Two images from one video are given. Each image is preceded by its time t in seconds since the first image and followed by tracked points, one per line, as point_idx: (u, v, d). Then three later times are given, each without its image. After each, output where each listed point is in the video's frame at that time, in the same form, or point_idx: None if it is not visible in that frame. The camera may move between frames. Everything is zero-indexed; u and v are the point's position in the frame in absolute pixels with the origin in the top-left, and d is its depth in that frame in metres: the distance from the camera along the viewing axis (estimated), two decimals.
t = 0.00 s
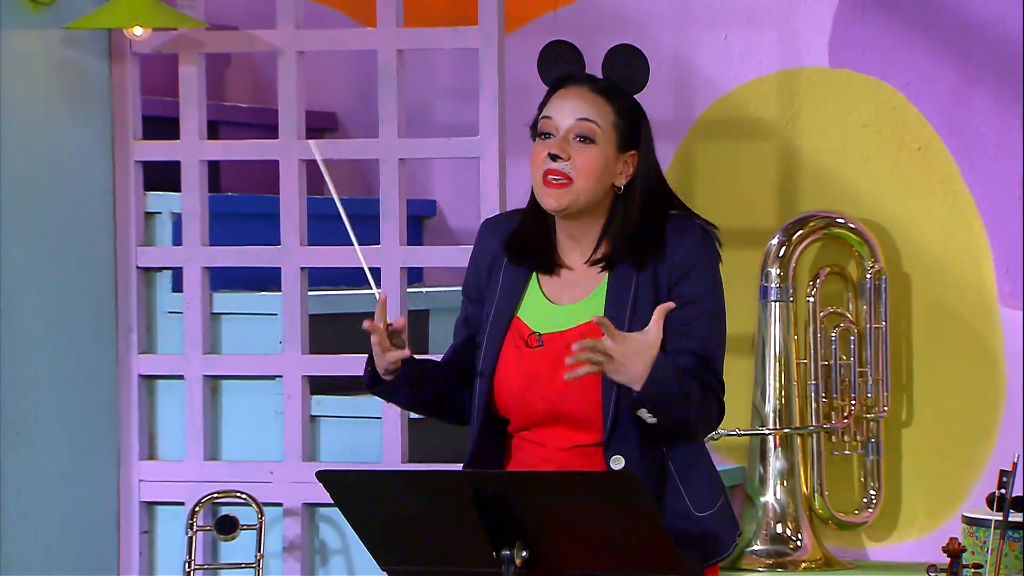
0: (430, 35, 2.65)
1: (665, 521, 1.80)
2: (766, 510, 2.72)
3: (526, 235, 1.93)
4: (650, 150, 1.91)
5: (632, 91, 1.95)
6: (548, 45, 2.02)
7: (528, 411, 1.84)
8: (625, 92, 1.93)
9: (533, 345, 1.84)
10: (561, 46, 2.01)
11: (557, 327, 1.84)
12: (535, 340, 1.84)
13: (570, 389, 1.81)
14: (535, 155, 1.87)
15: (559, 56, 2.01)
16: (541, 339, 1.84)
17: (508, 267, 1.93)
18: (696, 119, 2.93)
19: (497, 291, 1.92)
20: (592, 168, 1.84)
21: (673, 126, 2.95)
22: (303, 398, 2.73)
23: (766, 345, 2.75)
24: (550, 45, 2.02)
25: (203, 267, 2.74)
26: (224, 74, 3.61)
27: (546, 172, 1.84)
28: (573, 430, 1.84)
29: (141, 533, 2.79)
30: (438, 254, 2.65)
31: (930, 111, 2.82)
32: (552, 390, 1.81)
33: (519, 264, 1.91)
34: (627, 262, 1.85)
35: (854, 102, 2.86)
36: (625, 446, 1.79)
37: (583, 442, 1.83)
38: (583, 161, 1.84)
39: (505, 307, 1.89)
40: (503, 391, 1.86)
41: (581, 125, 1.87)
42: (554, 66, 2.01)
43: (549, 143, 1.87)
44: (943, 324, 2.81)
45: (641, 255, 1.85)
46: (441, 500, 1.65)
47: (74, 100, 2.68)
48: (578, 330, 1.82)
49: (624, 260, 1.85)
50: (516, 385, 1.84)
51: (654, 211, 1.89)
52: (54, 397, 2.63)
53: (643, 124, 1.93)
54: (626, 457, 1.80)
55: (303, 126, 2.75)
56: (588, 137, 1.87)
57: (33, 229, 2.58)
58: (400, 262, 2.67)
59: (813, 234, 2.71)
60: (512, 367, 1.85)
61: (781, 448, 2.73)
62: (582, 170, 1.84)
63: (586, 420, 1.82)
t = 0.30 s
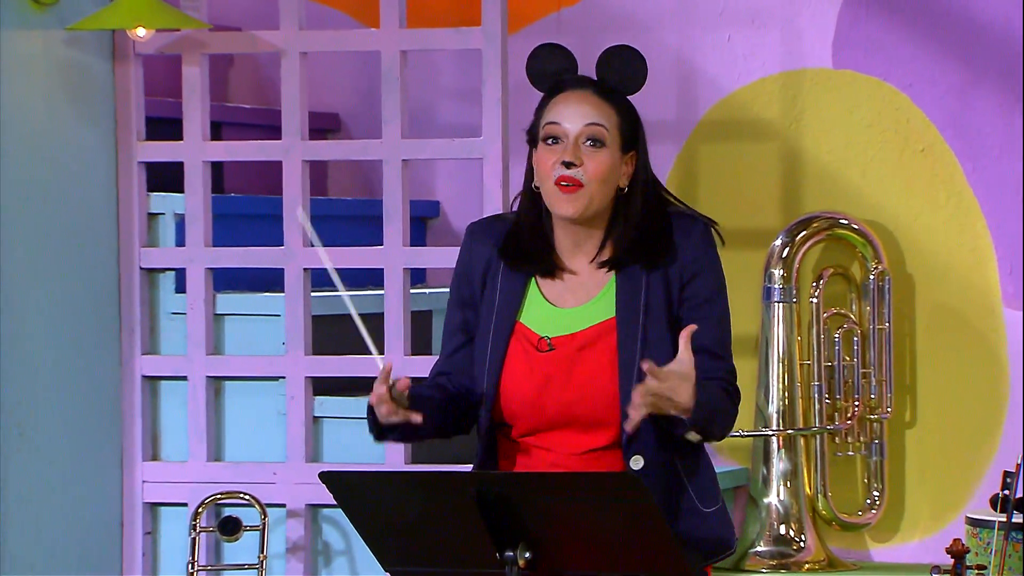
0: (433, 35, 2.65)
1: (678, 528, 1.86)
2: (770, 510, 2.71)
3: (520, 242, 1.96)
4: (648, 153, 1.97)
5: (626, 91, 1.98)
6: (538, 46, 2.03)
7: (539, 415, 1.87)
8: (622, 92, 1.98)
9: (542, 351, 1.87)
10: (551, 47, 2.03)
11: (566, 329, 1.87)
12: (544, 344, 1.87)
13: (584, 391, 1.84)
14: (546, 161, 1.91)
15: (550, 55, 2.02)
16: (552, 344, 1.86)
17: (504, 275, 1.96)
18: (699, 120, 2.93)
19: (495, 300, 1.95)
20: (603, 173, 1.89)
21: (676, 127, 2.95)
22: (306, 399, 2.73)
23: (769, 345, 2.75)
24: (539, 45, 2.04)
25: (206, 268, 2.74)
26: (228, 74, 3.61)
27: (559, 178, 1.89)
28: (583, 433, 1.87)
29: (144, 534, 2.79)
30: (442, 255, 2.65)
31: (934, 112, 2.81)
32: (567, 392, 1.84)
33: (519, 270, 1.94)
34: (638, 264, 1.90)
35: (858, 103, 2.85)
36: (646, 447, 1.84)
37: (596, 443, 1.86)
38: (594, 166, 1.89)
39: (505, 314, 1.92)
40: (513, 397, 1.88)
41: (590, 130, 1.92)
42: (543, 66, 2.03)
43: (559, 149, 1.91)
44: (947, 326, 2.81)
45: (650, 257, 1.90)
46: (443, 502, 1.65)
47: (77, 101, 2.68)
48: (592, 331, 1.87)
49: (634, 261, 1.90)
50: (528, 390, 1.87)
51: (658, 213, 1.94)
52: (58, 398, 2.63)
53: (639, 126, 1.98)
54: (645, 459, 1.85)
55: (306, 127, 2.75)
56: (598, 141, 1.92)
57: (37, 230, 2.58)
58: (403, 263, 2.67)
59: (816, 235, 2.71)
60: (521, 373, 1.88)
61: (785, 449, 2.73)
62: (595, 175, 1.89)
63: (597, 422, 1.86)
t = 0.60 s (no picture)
0: (434, 36, 2.65)
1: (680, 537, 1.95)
2: (771, 511, 2.71)
3: (527, 231, 2.02)
4: (653, 149, 2.08)
5: (631, 85, 2.10)
6: (544, 40, 2.12)
7: (558, 400, 1.93)
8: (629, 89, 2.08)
9: (565, 335, 1.94)
10: (555, 40, 2.11)
11: (587, 316, 1.95)
12: (567, 328, 1.94)
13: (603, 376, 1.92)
14: (564, 152, 1.99)
15: (554, 48, 2.11)
16: (573, 329, 1.93)
17: (512, 261, 2.00)
18: (700, 120, 2.93)
19: (503, 287, 1.99)
20: (620, 164, 1.98)
21: (677, 127, 2.95)
22: (307, 399, 2.73)
23: (770, 345, 2.75)
24: (543, 41, 2.12)
25: (206, 268, 2.74)
26: (229, 75, 3.61)
27: (579, 167, 1.96)
28: (598, 420, 1.94)
29: (146, 534, 2.79)
30: (443, 255, 2.65)
31: (935, 112, 2.81)
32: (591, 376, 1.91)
33: (527, 255, 2.00)
34: (656, 255, 2.00)
35: (858, 103, 2.85)
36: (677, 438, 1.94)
37: (611, 429, 1.93)
38: (611, 159, 1.98)
39: (517, 302, 1.97)
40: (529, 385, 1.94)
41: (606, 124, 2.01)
42: (548, 61, 2.11)
43: (578, 142, 1.99)
44: (948, 326, 2.81)
45: (666, 248, 2.00)
46: (444, 502, 1.65)
47: (78, 101, 2.68)
48: (613, 318, 1.95)
49: (652, 252, 2.00)
50: (548, 375, 1.93)
51: (668, 208, 2.05)
52: (59, 399, 2.63)
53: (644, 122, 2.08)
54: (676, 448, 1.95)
55: (307, 127, 2.75)
56: (613, 135, 2.01)
57: (39, 230, 2.58)
58: (404, 263, 2.67)
59: (817, 236, 2.70)
60: (540, 359, 1.94)
61: (786, 449, 2.72)
62: (612, 168, 1.98)
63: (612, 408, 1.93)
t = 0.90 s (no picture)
0: (434, 36, 2.65)
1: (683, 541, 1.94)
2: (771, 511, 2.71)
3: (524, 230, 2.01)
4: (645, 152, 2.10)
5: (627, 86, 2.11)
6: (542, 39, 2.11)
7: (562, 398, 1.92)
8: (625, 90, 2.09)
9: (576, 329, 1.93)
10: (551, 38, 2.11)
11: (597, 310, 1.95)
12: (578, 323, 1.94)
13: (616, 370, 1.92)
14: (563, 146, 2.00)
15: (551, 47, 2.10)
16: (585, 322, 1.94)
17: (511, 259, 1.99)
18: (700, 120, 2.93)
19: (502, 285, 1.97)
20: (619, 161, 2.00)
21: (677, 127, 2.95)
22: (307, 399, 2.73)
23: (770, 345, 2.74)
24: (540, 39, 2.12)
25: (206, 268, 2.74)
26: (229, 75, 3.61)
27: (579, 159, 1.97)
28: (608, 415, 1.94)
29: (146, 534, 2.79)
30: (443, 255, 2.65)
31: (935, 112, 2.81)
32: (606, 370, 1.91)
33: (524, 251, 1.99)
34: (660, 261, 2.03)
35: (858, 103, 2.85)
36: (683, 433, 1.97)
37: (624, 423, 1.93)
38: (612, 153, 2.00)
39: (519, 300, 1.96)
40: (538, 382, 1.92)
41: (606, 119, 2.02)
42: (543, 61, 2.10)
43: (578, 135, 2.00)
44: (948, 326, 2.81)
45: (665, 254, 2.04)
46: (443, 502, 1.65)
47: (78, 101, 2.67)
48: (622, 314, 1.97)
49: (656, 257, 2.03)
50: (557, 373, 1.92)
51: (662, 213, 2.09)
52: (59, 399, 2.63)
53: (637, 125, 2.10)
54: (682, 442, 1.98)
55: (307, 127, 2.75)
56: (613, 131, 2.02)
57: (39, 230, 2.58)
58: (404, 263, 2.67)
59: (817, 236, 2.70)
60: (552, 353, 1.93)
61: (787, 449, 2.72)
62: (613, 162, 1.99)
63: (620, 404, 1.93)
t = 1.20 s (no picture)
0: (434, 36, 2.65)
1: (684, 544, 1.95)
2: (771, 511, 2.71)
3: (515, 236, 2.03)
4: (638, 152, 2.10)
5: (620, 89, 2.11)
6: (530, 42, 2.13)
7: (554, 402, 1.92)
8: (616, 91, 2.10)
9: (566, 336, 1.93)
10: (539, 41, 2.13)
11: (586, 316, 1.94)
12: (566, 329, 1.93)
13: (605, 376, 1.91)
14: (555, 142, 2.00)
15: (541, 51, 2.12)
16: (574, 329, 1.93)
17: (503, 266, 2.00)
18: (699, 120, 2.93)
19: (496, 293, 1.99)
20: (611, 154, 2.00)
21: (677, 126, 2.95)
22: (307, 399, 2.73)
23: (770, 344, 2.74)
24: (530, 43, 2.13)
25: (206, 268, 2.74)
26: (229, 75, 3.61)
27: (572, 156, 1.97)
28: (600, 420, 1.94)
29: (146, 534, 2.79)
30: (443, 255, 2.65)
31: (935, 112, 2.81)
32: (598, 374, 1.91)
33: (516, 257, 2.00)
34: (652, 260, 2.02)
35: (858, 103, 2.85)
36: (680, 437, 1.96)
37: (617, 427, 1.93)
38: (605, 146, 1.99)
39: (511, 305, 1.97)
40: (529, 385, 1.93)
41: (597, 115, 2.02)
42: (533, 64, 2.12)
43: (570, 131, 2.01)
44: (948, 326, 2.81)
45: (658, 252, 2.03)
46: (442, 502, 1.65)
47: (78, 101, 2.68)
48: (612, 317, 1.96)
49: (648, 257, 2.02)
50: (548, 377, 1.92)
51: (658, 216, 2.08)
52: (60, 398, 2.63)
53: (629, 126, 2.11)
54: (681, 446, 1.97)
55: (307, 127, 2.75)
56: (605, 126, 2.02)
57: (39, 230, 2.58)
58: (404, 263, 2.67)
59: (817, 236, 2.70)
60: (541, 360, 1.93)
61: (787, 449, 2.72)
62: (606, 155, 1.99)
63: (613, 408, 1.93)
